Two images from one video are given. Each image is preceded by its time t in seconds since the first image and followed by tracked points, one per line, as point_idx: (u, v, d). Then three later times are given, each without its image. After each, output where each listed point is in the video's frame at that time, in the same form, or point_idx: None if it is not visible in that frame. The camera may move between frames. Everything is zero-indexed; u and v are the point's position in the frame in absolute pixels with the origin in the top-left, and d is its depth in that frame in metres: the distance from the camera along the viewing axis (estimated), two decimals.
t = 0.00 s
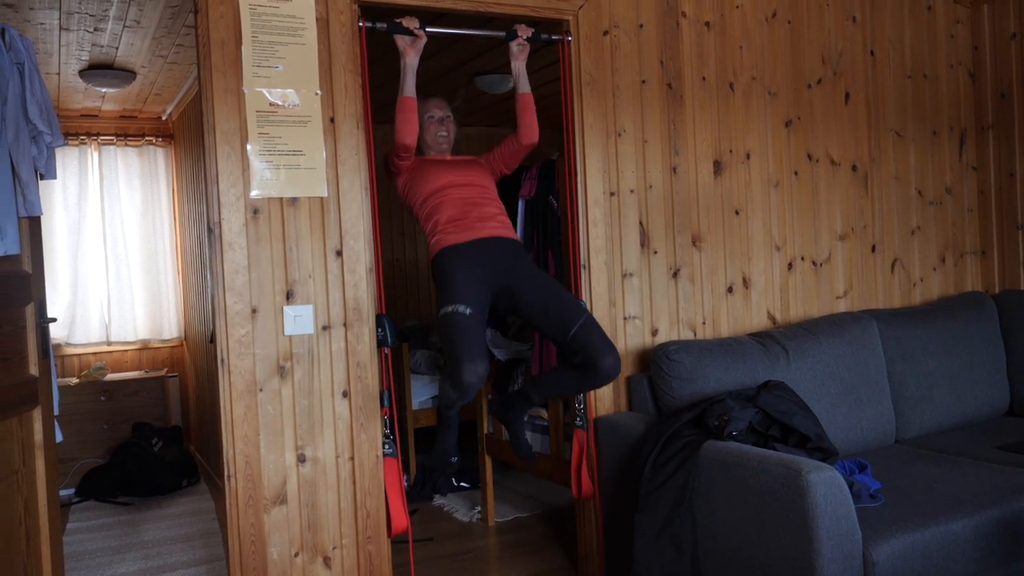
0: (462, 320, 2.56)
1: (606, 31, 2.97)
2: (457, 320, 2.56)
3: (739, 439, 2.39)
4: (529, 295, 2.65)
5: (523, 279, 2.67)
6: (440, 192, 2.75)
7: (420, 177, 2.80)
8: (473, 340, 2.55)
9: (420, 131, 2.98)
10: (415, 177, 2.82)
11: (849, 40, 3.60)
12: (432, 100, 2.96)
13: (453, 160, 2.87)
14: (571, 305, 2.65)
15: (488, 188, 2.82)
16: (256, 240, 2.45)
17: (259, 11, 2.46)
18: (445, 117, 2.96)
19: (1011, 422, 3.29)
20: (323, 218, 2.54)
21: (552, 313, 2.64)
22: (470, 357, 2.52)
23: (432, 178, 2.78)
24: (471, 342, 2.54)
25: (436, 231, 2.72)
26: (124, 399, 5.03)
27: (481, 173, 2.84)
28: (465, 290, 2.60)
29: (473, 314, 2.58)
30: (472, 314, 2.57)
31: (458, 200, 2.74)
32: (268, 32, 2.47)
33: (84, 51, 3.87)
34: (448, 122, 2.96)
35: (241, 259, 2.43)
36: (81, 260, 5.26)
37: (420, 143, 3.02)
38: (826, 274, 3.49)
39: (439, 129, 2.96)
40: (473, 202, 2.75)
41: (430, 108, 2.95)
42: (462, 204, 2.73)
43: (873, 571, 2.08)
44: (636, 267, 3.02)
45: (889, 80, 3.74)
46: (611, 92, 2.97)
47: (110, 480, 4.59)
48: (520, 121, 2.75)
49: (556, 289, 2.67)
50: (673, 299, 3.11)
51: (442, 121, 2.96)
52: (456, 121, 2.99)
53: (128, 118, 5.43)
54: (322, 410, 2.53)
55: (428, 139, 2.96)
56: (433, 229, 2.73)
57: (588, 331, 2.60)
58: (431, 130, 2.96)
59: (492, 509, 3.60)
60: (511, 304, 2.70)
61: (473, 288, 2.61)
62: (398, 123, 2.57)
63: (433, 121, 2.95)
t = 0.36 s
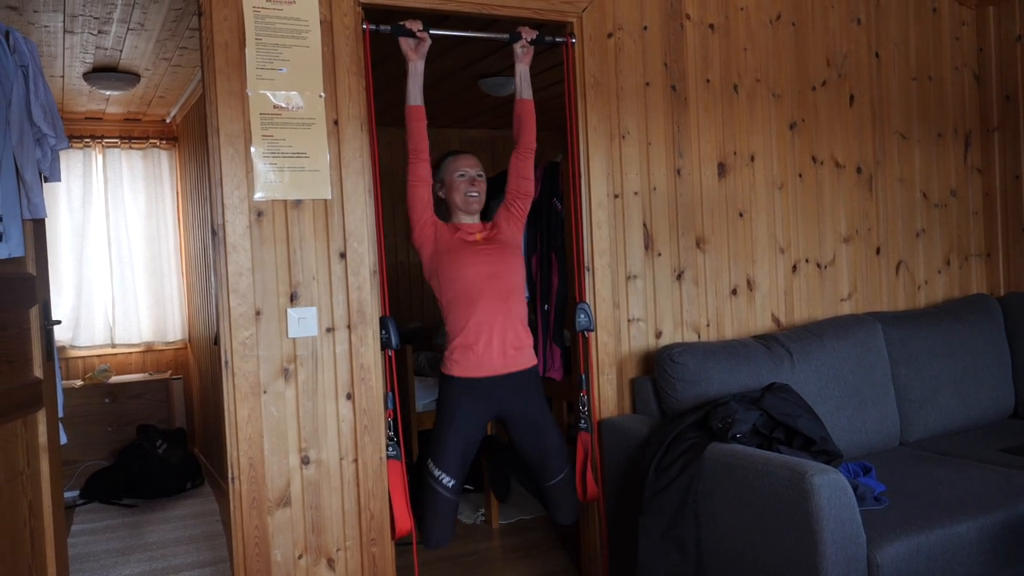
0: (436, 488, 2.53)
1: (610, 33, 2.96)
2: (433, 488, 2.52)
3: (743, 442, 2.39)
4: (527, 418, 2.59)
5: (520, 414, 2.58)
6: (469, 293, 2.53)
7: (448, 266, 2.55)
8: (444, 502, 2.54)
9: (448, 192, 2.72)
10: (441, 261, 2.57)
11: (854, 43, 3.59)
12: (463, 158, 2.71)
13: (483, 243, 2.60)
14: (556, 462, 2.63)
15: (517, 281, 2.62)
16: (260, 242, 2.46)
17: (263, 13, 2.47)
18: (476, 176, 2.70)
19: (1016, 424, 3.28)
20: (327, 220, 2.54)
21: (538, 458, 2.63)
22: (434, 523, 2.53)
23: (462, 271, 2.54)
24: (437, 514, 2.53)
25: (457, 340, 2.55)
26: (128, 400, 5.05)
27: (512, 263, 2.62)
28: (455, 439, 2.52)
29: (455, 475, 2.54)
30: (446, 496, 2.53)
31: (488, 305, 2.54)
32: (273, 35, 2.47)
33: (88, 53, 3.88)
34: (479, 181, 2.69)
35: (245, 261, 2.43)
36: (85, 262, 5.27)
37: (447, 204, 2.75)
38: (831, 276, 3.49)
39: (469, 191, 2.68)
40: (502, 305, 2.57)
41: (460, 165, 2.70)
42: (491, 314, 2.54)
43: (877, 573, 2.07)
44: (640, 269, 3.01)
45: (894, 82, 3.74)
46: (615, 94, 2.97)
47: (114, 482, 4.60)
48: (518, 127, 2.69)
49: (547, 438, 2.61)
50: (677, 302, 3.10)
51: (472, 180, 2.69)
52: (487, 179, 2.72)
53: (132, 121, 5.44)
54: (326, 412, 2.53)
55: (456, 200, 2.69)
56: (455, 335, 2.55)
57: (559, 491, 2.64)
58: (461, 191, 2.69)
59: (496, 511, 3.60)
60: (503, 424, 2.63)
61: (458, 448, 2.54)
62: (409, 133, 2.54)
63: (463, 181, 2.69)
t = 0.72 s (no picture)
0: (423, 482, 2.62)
1: (612, 33, 2.96)
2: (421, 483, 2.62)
3: (744, 442, 2.39)
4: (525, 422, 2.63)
5: (516, 425, 2.61)
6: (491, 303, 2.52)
7: (475, 273, 2.53)
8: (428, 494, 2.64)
9: (484, 195, 2.63)
10: (468, 266, 2.55)
11: (855, 43, 3.59)
12: (499, 159, 2.63)
13: (510, 251, 2.57)
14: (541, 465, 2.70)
15: (539, 291, 2.61)
16: (262, 241, 2.46)
17: (265, 12, 2.47)
18: (512, 178, 2.62)
19: (1017, 425, 3.28)
20: (329, 219, 2.54)
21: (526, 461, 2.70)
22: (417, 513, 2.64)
23: (487, 280, 2.52)
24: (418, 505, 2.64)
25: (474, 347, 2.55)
26: (129, 399, 5.05)
27: (535, 273, 2.60)
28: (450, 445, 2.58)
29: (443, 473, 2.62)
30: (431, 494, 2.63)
31: (507, 316, 2.54)
32: (275, 34, 2.47)
33: (90, 52, 3.88)
34: (515, 183, 2.60)
35: (246, 259, 2.43)
36: (86, 260, 5.27)
37: (482, 207, 2.66)
38: (832, 276, 3.49)
39: (506, 192, 2.59)
40: (521, 317, 2.56)
41: (496, 166, 2.61)
42: (510, 324, 2.54)
43: (878, 573, 2.08)
44: (641, 269, 3.01)
45: (896, 83, 3.74)
46: (617, 94, 2.97)
47: (115, 480, 4.60)
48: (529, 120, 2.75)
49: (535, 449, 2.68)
50: (679, 302, 3.10)
51: (509, 182, 2.60)
52: (524, 181, 2.63)
53: (134, 120, 5.44)
54: (327, 411, 2.53)
55: (492, 202, 2.60)
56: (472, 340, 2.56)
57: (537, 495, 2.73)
58: (497, 193, 2.60)
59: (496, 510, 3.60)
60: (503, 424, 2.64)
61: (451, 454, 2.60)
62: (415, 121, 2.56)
63: (500, 183, 2.60)
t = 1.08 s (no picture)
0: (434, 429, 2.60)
1: (614, 33, 2.96)
2: (433, 426, 2.59)
3: (745, 441, 2.39)
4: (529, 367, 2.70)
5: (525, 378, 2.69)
6: (449, 240, 2.75)
7: (432, 224, 2.79)
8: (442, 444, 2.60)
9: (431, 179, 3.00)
10: (427, 220, 2.83)
11: (857, 43, 3.59)
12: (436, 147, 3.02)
13: (461, 202, 2.87)
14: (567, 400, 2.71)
15: (498, 231, 2.83)
16: (263, 240, 2.46)
17: (267, 11, 2.47)
18: (449, 158, 3.00)
19: (1018, 425, 3.28)
20: (330, 218, 2.54)
21: (544, 399, 2.72)
22: (436, 464, 2.58)
23: (442, 224, 2.78)
24: (440, 453, 2.58)
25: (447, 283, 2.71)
26: (130, 397, 5.05)
27: (490, 216, 2.85)
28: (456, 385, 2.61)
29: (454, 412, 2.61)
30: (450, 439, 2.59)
31: (469, 248, 2.72)
32: (277, 32, 2.47)
33: (92, 50, 3.88)
34: (454, 161, 2.98)
35: (247, 258, 2.43)
36: (88, 258, 5.27)
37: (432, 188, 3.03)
38: (833, 276, 3.48)
39: (445, 168, 2.97)
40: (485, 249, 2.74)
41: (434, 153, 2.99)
42: (476, 252, 2.72)
43: (879, 573, 2.07)
44: (642, 268, 3.01)
45: (898, 82, 3.73)
46: (619, 93, 2.97)
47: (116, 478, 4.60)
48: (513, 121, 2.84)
49: (554, 379, 2.71)
50: (679, 301, 3.10)
51: (447, 161, 2.98)
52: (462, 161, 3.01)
53: (135, 117, 5.44)
54: (328, 410, 2.54)
55: (436, 178, 2.98)
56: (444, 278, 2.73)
57: (572, 430, 2.69)
58: (439, 174, 2.98)
59: (497, 509, 3.60)
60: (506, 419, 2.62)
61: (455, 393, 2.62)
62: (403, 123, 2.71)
63: (440, 163, 2.98)
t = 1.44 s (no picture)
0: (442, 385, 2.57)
1: (614, 31, 2.96)
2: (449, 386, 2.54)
3: (745, 440, 2.39)
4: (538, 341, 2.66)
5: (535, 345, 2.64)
6: (461, 200, 2.72)
7: (439, 183, 2.76)
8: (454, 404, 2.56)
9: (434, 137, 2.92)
10: (433, 180, 2.78)
11: (858, 41, 3.59)
12: (447, 104, 2.90)
13: (469, 165, 2.84)
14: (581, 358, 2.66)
15: (507, 195, 2.81)
16: (263, 239, 2.46)
17: (267, 9, 2.47)
18: (460, 122, 2.91)
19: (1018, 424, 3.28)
20: (330, 217, 2.54)
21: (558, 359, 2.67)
22: (450, 428, 2.50)
23: (452, 185, 2.75)
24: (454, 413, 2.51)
25: (457, 244, 2.68)
26: (131, 396, 5.05)
27: (498, 179, 2.82)
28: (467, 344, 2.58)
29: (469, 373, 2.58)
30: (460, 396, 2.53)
31: (481, 210, 2.71)
32: (277, 31, 2.47)
33: (92, 49, 3.88)
34: (463, 127, 2.91)
35: (247, 257, 2.43)
36: (88, 258, 5.27)
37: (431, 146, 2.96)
38: (834, 274, 3.48)
39: (453, 134, 2.89)
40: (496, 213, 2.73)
41: (444, 111, 2.88)
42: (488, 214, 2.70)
43: (879, 572, 2.07)
44: (643, 267, 3.01)
45: (898, 81, 3.73)
46: (619, 92, 2.97)
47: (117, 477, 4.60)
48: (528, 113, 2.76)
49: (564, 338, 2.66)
50: (680, 299, 3.10)
51: (457, 125, 2.90)
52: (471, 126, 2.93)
53: (136, 117, 5.44)
54: (329, 408, 2.54)
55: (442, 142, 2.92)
56: (453, 239, 2.70)
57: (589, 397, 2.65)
58: (445, 136, 2.90)
59: (498, 508, 3.60)
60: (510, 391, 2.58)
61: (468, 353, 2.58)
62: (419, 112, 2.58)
63: (449, 126, 2.89)
